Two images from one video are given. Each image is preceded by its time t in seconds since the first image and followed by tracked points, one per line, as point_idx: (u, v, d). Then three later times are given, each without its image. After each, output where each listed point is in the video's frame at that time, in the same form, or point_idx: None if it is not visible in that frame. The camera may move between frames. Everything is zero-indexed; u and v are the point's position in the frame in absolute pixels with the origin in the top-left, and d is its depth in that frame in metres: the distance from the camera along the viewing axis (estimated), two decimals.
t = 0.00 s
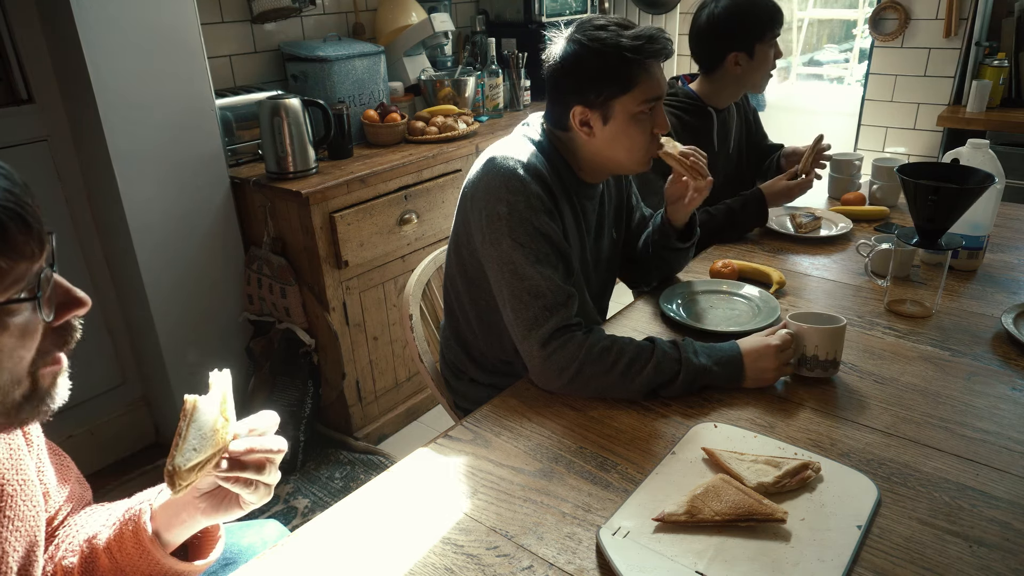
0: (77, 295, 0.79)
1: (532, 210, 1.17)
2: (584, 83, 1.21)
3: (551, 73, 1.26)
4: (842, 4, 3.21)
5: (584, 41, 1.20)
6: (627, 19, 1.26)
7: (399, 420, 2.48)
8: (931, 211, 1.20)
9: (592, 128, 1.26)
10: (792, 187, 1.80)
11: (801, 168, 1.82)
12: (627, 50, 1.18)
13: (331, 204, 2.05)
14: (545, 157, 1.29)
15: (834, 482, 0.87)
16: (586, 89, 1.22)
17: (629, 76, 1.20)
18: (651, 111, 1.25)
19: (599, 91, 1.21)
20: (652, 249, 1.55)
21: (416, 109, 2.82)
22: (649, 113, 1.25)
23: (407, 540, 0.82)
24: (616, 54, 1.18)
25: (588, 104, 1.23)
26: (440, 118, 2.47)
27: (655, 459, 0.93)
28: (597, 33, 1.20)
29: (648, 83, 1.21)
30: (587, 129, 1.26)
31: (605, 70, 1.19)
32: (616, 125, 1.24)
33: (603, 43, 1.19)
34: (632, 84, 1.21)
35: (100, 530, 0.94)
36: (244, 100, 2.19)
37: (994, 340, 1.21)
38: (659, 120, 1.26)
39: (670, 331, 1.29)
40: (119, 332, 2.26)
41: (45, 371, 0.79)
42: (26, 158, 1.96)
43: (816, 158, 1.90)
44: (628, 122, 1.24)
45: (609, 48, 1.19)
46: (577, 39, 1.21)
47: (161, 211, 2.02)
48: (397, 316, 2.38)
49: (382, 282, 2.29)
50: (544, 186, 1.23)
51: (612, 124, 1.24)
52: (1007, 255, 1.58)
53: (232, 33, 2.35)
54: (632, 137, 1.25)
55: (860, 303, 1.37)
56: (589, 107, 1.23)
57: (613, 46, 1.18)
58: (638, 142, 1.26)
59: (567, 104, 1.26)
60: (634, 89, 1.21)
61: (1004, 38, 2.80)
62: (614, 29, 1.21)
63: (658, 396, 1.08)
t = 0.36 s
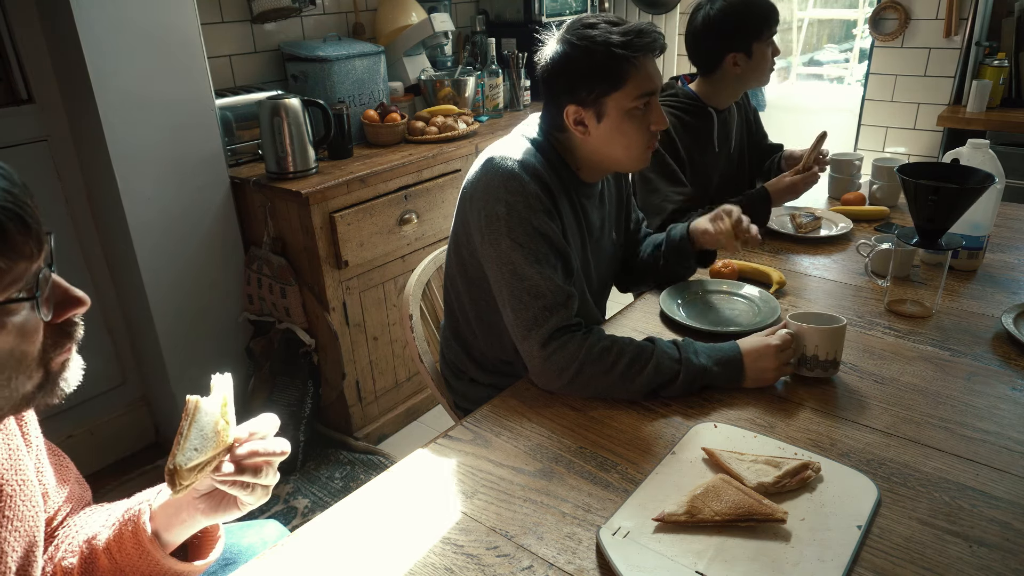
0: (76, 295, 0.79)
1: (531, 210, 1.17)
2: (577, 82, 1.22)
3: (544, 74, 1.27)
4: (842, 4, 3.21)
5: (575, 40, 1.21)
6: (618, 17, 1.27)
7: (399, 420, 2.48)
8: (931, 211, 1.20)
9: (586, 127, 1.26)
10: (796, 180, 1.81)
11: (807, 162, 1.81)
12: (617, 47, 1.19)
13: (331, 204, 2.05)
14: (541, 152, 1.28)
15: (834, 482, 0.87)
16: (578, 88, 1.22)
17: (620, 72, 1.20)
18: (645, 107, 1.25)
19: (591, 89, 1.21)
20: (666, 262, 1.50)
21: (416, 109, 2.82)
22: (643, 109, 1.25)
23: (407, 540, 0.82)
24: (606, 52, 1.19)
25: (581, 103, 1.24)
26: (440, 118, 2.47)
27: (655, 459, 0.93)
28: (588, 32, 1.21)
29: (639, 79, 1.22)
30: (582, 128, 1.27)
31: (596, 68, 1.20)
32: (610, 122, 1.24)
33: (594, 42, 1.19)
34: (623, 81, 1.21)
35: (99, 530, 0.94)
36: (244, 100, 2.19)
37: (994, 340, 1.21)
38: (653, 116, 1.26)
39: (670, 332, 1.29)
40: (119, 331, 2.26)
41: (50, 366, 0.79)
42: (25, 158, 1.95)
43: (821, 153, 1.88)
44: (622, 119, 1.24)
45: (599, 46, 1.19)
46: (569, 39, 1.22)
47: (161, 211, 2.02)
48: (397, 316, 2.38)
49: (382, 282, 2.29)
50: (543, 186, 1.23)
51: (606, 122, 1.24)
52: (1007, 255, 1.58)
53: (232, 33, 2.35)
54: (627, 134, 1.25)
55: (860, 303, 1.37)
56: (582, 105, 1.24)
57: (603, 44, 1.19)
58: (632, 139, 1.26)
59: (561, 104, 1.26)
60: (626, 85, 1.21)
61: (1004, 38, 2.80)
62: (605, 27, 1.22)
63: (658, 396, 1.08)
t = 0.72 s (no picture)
0: (77, 291, 0.78)
1: (531, 210, 1.17)
2: (575, 80, 1.22)
3: (541, 73, 1.27)
4: (842, 4, 3.21)
5: (573, 38, 1.21)
6: (615, 15, 1.27)
7: (399, 420, 2.48)
8: (931, 211, 1.20)
9: (586, 125, 1.26)
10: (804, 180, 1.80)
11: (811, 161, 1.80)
12: (615, 44, 1.19)
13: (331, 204, 2.05)
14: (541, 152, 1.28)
15: (833, 482, 0.87)
16: (576, 86, 1.22)
17: (617, 70, 1.20)
18: (643, 104, 1.25)
19: (590, 87, 1.22)
20: (674, 269, 1.50)
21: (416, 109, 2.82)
22: (641, 106, 1.25)
23: (406, 541, 0.82)
24: (604, 49, 1.19)
25: (579, 101, 1.24)
26: (440, 118, 2.47)
27: (655, 458, 0.93)
28: (585, 30, 1.21)
29: (637, 76, 1.22)
30: (581, 126, 1.27)
31: (594, 66, 1.20)
32: (609, 120, 1.24)
33: (591, 39, 1.20)
34: (622, 78, 1.21)
35: (99, 531, 0.94)
36: (244, 100, 2.19)
37: (994, 340, 1.21)
38: (652, 112, 1.27)
39: (670, 332, 1.29)
40: (119, 331, 2.26)
41: (49, 364, 0.78)
42: (25, 158, 1.95)
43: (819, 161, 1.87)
44: (620, 115, 1.24)
45: (597, 44, 1.19)
46: (567, 38, 1.22)
47: (161, 211, 2.02)
48: (397, 316, 2.38)
49: (382, 282, 2.29)
50: (544, 185, 1.23)
51: (605, 119, 1.24)
52: (1007, 255, 1.58)
53: (232, 33, 2.35)
54: (626, 131, 1.26)
55: (860, 303, 1.37)
56: (580, 104, 1.24)
57: (600, 41, 1.19)
58: (631, 136, 1.26)
59: (559, 103, 1.26)
60: (624, 82, 1.21)
61: (1004, 38, 2.80)
62: (602, 25, 1.22)
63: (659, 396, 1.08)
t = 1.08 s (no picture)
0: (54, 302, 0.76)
1: (531, 209, 1.17)
2: (573, 77, 1.22)
3: (539, 72, 1.27)
4: (842, 4, 3.21)
5: (570, 36, 1.21)
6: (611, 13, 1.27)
7: (399, 420, 2.48)
8: (931, 211, 1.20)
9: (584, 123, 1.26)
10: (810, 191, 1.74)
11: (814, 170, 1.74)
12: (612, 42, 1.20)
13: (331, 204, 2.05)
14: (540, 150, 1.28)
15: (833, 482, 0.87)
16: (575, 83, 1.22)
17: (615, 67, 1.21)
18: (641, 100, 1.26)
19: (588, 85, 1.22)
20: (674, 269, 1.50)
21: (416, 109, 2.82)
22: (639, 103, 1.25)
23: (406, 542, 0.82)
24: (602, 47, 1.20)
25: (578, 99, 1.24)
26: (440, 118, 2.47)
27: (656, 458, 0.94)
28: (583, 28, 1.21)
29: (634, 73, 1.22)
30: (579, 124, 1.26)
31: (593, 63, 1.20)
32: (608, 117, 1.24)
33: (589, 37, 1.20)
34: (620, 75, 1.21)
35: (103, 532, 0.94)
36: (244, 100, 2.19)
37: (994, 340, 1.21)
38: (651, 109, 1.27)
39: (670, 332, 1.29)
40: (119, 331, 2.26)
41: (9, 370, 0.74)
42: (25, 158, 1.95)
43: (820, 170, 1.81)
44: (619, 112, 1.24)
45: (595, 42, 1.20)
46: (564, 36, 1.22)
47: (162, 210, 2.02)
48: (397, 316, 2.38)
49: (382, 282, 2.29)
50: (543, 185, 1.23)
51: (603, 117, 1.24)
52: (1007, 255, 1.58)
53: (232, 33, 2.35)
54: (625, 128, 1.26)
55: (860, 303, 1.37)
56: (579, 101, 1.24)
57: (598, 39, 1.20)
58: (631, 134, 1.26)
59: (557, 101, 1.26)
60: (622, 79, 1.22)
61: (1004, 38, 2.80)
62: (600, 23, 1.22)
63: (660, 396, 1.08)
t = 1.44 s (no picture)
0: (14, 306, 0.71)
1: (531, 209, 1.17)
2: (573, 77, 1.22)
3: (538, 72, 1.27)
4: (842, 4, 3.21)
5: (570, 36, 1.21)
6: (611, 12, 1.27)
7: (399, 420, 2.48)
8: (931, 212, 1.20)
9: (584, 123, 1.26)
10: (809, 197, 1.73)
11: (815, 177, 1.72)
12: (612, 42, 1.20)
13: (331, 204, 2.05)
14: (540, 151, 1.28)
15: (833, 482, 0.87)
16: (574, 83, 1.22)
17: (615, 66, 1.21)
18: (641, 100, 1.26)
19: (588, 84, 1.22)
20: (674, 270, 1.50)
21: (416, 109, 2.82)
22: (639, 102, 1.25)
23: (406, 542, 0.82)
24: (602, 47, 1.19)
25: (577, 98, 1.24)
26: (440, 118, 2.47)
27: (656, 458, 0.94)
28: (583, 28, 1.21)
29: (634, 72, 1.22)
30: (579, 124, 1.26)
31: (593, 63, 1.20)
32: (608, 116, 1.24)
33: (589, 36, 1.20)
34: (620, 75, 1.21)
35: (100, 527, 0.94)
36: (244, 100, 2.19)
37: (994, 340, 1.21)
38: (651, 109, 1.27)
39: (670, 332, 1.29)
40: (120, 331, 2.26)
41: None
42: (25, 158, 1.95)
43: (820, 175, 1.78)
44: (619, 112, 1.24)
45: (594, 41, 1.20)
46: (564, 36, 1.22)
47: (162, 210, 2.02)
48: (397, 316, 2.38)
49: (382, 282, 2.29)
50: (543, 185, 1.23)
51: (604, 116, 1.24)
52: (1007, 255, 1.58)
53: (232, 33, 2.35)
54: (624, 128, 1.26)
55: (860, 303, 1.37)
56: (579, 100, 1.24)
57: (598, 39, 1.20)
58: (631, 133, 1.26)
59: (557, 101, 1.26)
60: (622, 79, 1.22)
61: (1004, 38, 2.80)
62: (600, 23, 1.22)
63: (660, 396, 1.08)
